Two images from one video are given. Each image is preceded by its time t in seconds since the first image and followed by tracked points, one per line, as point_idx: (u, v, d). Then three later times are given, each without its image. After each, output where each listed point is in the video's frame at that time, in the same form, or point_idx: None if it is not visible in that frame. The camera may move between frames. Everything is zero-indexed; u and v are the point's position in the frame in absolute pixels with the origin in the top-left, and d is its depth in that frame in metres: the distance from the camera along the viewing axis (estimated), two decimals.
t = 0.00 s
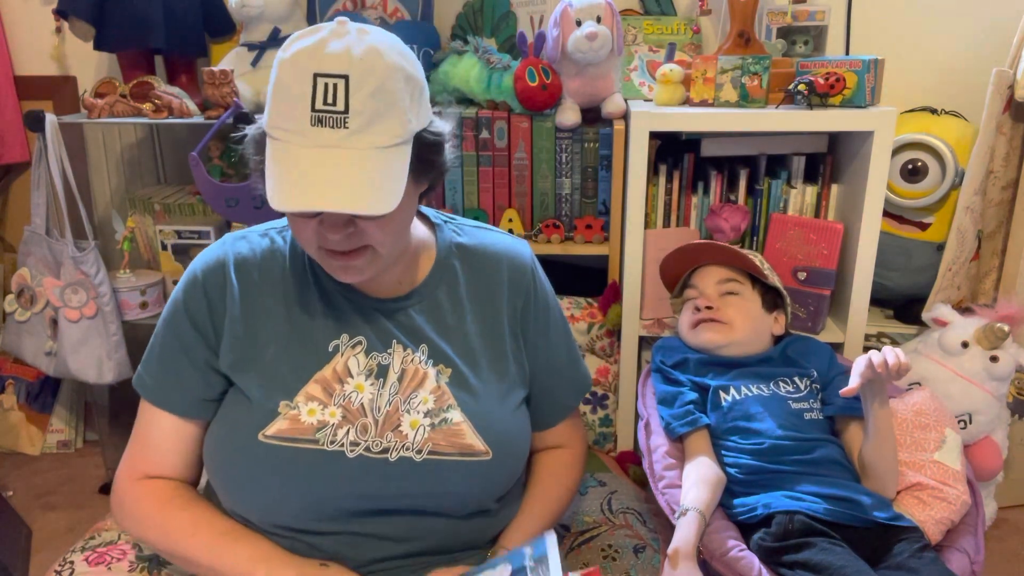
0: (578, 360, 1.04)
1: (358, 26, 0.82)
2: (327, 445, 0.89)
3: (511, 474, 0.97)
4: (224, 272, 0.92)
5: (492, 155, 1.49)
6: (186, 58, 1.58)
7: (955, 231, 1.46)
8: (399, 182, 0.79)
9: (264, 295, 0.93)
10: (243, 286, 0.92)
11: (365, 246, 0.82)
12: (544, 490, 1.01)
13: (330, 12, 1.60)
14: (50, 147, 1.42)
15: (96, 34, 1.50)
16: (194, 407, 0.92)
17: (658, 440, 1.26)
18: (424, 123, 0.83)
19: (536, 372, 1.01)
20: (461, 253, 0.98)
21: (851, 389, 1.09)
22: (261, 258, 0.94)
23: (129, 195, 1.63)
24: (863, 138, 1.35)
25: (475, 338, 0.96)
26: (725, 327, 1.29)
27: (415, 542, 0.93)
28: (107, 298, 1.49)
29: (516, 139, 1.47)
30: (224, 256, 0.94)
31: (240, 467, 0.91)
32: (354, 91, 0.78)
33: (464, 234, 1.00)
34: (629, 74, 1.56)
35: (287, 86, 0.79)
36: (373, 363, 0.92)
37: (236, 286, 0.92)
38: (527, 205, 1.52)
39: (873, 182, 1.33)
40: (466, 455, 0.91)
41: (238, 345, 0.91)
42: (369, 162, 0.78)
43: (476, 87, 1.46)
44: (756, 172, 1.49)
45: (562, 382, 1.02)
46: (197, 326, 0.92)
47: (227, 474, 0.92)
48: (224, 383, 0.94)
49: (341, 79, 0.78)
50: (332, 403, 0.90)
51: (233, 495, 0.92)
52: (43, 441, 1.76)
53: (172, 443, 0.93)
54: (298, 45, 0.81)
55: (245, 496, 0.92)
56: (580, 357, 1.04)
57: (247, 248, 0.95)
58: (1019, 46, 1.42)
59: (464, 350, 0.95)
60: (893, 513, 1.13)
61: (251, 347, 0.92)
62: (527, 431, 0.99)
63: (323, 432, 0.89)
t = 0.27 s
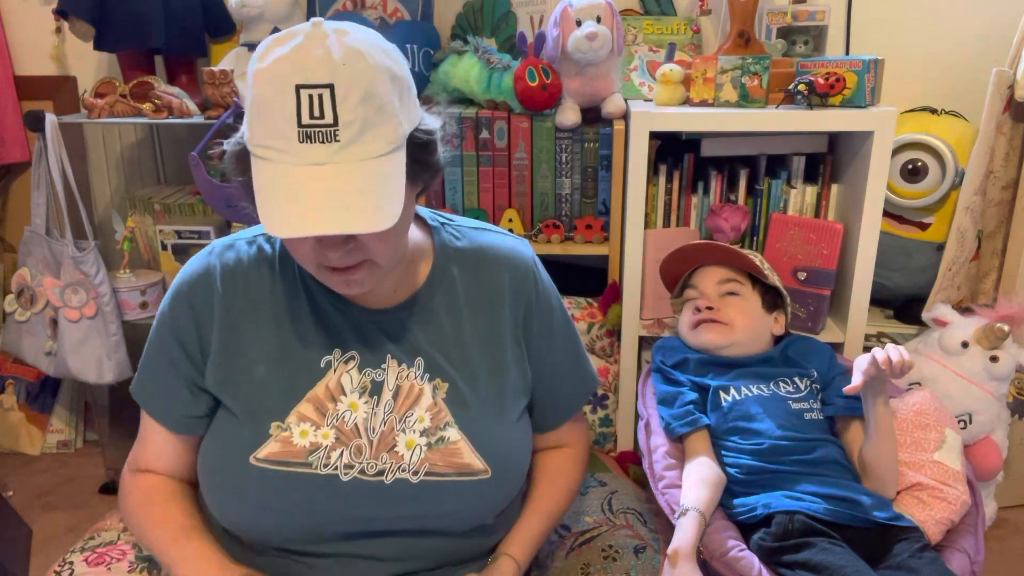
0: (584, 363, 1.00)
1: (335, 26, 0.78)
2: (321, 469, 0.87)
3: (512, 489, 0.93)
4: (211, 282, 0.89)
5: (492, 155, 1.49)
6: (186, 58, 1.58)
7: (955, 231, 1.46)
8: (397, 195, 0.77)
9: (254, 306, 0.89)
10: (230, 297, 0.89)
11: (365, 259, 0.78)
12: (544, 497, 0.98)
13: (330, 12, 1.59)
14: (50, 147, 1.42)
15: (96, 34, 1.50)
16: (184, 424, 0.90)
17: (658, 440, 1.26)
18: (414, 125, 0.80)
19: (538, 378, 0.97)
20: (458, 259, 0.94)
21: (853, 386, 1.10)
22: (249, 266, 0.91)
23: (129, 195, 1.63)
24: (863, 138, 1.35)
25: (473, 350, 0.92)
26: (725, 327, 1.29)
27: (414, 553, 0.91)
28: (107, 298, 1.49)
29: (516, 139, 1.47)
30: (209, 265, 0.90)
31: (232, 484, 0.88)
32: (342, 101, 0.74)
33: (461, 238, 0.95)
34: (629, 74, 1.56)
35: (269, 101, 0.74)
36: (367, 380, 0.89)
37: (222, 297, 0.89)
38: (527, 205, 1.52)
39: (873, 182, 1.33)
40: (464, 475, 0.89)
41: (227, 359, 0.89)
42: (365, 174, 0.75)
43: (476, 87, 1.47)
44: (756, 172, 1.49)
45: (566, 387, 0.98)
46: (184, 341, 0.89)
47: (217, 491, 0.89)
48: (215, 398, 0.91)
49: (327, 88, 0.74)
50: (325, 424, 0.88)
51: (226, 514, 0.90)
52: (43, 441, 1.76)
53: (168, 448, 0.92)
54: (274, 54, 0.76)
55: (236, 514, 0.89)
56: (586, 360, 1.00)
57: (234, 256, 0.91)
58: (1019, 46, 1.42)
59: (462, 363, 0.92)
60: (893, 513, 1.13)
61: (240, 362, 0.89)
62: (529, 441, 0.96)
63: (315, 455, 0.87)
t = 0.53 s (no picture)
0: (587, 390, 0.91)
1: (308, 25, 0.72)
2: (296, 489, 0.83)
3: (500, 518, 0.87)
4: (195, 283, 0.85)
5: (492, 155, 1.49)
6: (186, 58, 1.58)
7: (955, 231, 1.46)
8: (398, 201, 0.74)
9: (237, 312, 0.85)
10: (215, 301, 0.85)
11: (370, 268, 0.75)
12: (542, 508, 0.92)
13: (330, 13, 1.58)
14: (51, 147, 1.42)
15: (96, 34, 1.50)
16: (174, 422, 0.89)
17: (658, 440, 1.26)
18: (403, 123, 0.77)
19: (535, 403, 0.89)
20: (456, 270, 0.86)
21: (855, 385, 1.10)
22: (235, 269, 0.86)
23: (129, 195, 1.64)
24: (863, 138, 1.35)
25: (465, 369, 0.85)
26: (730, 328, 1.29)
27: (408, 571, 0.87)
28: (107, 298, 1.49)
29: (515, 139, 1.47)
30: (194, 265, 0.86)
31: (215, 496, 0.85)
32: (330, 109, 0.69)
33: (461, 250, 0.87)
34: (629, 74, 1.56)
35: (250, 117, 0.69)
36: (351, 398, 0.85)
37: (206, 299, 0.85)
38: (527, 205, 1.52)
39: (873, 182, 1.33)
40: (444, 505, 0.83)
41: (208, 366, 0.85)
42: (363, 183, 0.72)
43: (476, 87, 1.47)
44: (756, 172, 1.49)
45: (569, 412, 0.90)
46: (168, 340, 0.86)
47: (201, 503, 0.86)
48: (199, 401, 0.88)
49: (312, 96, 0.69)
50: (305, 442, 0.84)
51: (203, 526, 0.87)
52: (43, 441, 1.76)
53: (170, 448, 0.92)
54: (248, 63, 0.70)
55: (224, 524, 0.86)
56: (590, 386, 0.91)
57: (222, 255, 0.87)
58: (1020, 45, 1.42)
59: (451, 383, 0.85)
60: (893, 513, 1.13)
61: (220, 370, 0.85)
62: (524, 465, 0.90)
63: (292, 474, 0.83)
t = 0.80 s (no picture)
0: (588, 382, 0.92)
1: (297, 19, 0.73)
2: (290, 494, 0.83)
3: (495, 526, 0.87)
4: (186, 285, 0.85)
5: (492, 155, 1.49)
6: (186, 58, 1.58)
7: (955, 231, 1.46)
8: (397, 191, 0.74)
9: (230, 314, 0.85)
10: (208, 301, 0.85)
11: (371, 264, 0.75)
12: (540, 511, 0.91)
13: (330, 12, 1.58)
14: (50, 147, 1.42)
15: (96, 34, 1.50)
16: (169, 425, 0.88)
17: (658, 440, 1.26)
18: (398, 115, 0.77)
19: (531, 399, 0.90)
20: (452, 269, 0.86)
21: (857, 385, 1.09)
22: (228, 269, 0.86)
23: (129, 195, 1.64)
24: (863, 138, 1.35)
25: (460, 368, 0.85)
26: (727, 328, 1.29)
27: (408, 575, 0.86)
28: (107, 298, 1.49)
29: (515, 139, 1.47)
30: (185, 266, 0.86)
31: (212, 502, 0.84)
32: (326, 98, 0.70)
33: (459, 247, 0.88)
34: (629, 74, 1.56)
35: (245, 110, 0.69)
36: (345, 402, 0.85)
37: (198, 300, 0.85)
38: (527, 205, 1.52)
39: (873, 182, 1.33)
40: (439, 509, 0.83)
41: (201, 368, 0.85)
42: (361, 173, 0.72)
43: (476, 87, 1.47)
44: (756, 172, 1.49)
45: (566, 410, 0.90)
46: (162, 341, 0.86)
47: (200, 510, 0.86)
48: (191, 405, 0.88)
49: (307, 87, 0.69)
50: (298, 447, 0.84)
51: (198, 533, 0.87)
52: (43, 441, 1.76)
53: (171, 450, 0.92)
54: (240, 56, 0.70)
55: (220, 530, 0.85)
56: (591, 379, 0.92)
57: (214, 256, 0.86)
58: (1020, 45, 1.42)
59: (447, 384, 0.85)
60: (893, 513, 1.13)
61: (213, 372, 0.85)
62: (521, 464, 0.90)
63: (285, 479, 0.83)
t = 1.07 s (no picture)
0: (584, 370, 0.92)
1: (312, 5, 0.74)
2: (299, 492, 0.83)
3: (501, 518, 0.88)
4: (186, 289, 0.84)
5: (492, 155, 1.49)
6: (186, 58, 1.58)
7: (955, 231, 1.46)
8: (405, 171, 0.74)
9: (232, 316, 0.85)
10: (209, 304, 0.84)
11: (373, 252, 0.75)
12: (538, 511, 0.91)
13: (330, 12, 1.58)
14: (50, 147, 1.42)
15: (96, 34, 1.50)
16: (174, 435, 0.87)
17: (658, 440, 1.26)
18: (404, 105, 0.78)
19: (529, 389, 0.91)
20: (450, 262, 0.88)
21: (858, 385, 1.09)
22: (228, 271, 0.86)
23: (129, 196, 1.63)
24: (863, 138, 1.35)
25: (462, 361, 0.86)
26: (726, 328, 1.29)
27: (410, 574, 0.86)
28: (107, 298, 1.49)
29: (515, 139, 1.47)
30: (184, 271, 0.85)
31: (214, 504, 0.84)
32: (341, 73, 0.70)
33: (455, 242, 0.89)
34: (629, 74, 1.56)
35: (260, 79, 0.69)
36: (350, 398, 0.85)
37: (199, 303, 0.84)
38: (527, 205, 1.52)
39: (873, 182, 1.33)
40: (449, 498, 0.84)
41: (205, 372, 0.84)
42: (372, 151, 0.72)
43: (476, 87, 1.47)
44: (756, 172, 1.49)
45: (564, 400, 0.92)
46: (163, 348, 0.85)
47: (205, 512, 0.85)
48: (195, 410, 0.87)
49: (323, 62, 0.70)
50: (305, 445, 0.84)
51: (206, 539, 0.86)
52: (43, 441, 1.76)
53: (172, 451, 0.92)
54: (255, 34, 0.71)
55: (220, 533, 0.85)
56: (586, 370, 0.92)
57: (212, 260, 0.86)
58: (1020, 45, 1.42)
59: (451, 377, 0.86)
60: (893, 513, 1.13)
61: (217, 374, 0.84)
62: (523, 454, 0.92)
63: (295, 478, 0.83)
